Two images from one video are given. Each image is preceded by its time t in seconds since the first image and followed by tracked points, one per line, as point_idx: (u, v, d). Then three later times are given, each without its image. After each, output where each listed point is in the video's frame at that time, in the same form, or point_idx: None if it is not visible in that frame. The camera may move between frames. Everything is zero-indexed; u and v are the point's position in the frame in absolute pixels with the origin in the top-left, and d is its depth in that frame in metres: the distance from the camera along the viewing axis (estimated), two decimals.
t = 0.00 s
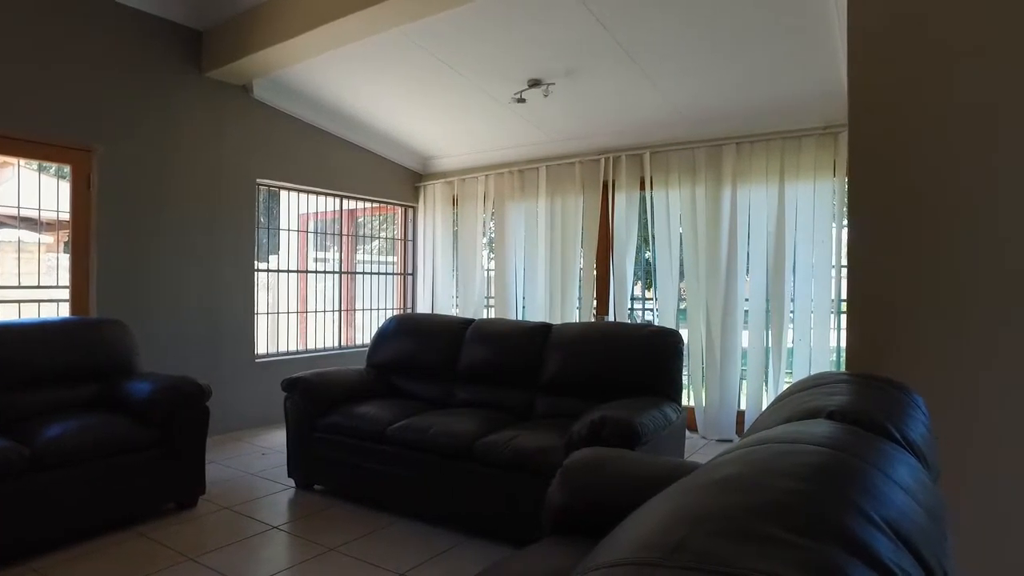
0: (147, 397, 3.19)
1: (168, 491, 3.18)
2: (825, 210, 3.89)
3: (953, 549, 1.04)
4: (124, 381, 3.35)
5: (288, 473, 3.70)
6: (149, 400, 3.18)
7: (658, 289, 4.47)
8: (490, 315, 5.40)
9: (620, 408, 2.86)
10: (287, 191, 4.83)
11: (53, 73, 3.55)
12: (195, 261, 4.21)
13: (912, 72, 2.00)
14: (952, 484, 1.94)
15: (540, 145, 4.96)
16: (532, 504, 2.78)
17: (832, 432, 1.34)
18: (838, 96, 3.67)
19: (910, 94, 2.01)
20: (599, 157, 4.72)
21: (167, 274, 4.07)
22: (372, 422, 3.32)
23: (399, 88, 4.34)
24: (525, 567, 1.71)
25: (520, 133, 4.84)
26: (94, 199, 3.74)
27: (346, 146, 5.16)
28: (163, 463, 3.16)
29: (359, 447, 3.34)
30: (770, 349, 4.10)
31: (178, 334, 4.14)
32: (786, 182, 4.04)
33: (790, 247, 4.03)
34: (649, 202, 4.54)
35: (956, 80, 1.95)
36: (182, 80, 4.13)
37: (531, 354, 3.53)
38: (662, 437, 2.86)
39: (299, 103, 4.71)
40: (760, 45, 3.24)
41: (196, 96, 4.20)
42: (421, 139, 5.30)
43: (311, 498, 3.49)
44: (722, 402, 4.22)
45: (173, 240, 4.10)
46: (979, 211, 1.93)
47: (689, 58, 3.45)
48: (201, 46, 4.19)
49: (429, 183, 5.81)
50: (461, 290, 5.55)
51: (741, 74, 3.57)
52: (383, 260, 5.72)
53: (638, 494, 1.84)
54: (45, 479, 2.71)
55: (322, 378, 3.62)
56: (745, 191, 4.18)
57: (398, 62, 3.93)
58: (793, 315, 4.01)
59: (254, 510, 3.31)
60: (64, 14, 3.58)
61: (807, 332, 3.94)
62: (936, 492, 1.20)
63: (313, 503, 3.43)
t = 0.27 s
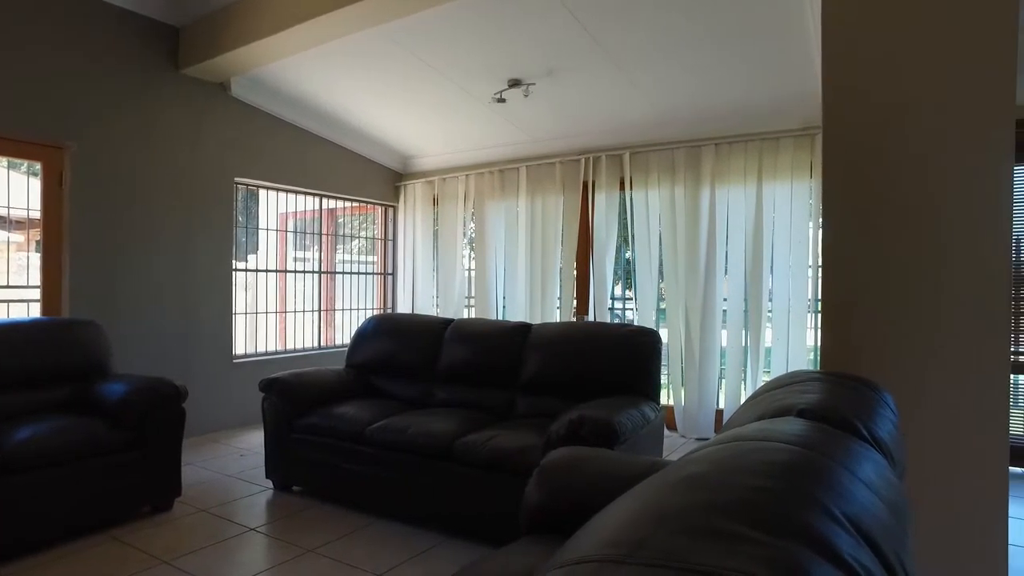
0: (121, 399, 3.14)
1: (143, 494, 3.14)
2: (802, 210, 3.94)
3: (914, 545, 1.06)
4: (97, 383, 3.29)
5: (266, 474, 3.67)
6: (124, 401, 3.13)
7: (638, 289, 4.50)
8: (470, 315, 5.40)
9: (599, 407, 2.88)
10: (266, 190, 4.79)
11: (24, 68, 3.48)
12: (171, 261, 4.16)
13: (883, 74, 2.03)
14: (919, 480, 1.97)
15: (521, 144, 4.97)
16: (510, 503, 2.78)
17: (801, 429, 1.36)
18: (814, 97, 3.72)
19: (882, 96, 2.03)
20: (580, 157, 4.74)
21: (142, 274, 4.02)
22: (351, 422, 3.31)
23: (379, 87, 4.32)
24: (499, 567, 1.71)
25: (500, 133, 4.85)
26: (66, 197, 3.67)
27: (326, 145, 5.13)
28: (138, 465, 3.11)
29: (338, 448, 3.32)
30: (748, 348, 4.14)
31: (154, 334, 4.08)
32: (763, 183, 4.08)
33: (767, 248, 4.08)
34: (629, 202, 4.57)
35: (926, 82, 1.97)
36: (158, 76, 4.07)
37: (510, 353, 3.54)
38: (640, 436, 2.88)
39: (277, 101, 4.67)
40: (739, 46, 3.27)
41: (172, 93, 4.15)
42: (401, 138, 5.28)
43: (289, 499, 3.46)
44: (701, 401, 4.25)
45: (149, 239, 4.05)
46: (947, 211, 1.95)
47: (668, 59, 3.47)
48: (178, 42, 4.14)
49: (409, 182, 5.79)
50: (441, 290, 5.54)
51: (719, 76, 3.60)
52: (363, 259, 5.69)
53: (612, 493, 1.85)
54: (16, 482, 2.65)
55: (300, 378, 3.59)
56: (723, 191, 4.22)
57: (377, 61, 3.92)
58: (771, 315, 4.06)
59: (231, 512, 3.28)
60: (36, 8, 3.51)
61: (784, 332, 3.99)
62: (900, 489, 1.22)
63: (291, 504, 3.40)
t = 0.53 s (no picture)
0: (92, 400, 3.09)
1: (114, 497, 3.09)
2: (779, 211, 3.99)
3: (873, 542, 1.08)
4: (67, 385, 3.24)
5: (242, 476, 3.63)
6: (93, 402, 3.07)
7: (618, 289, 4.52)
8: (450, 315, 5.39)
9: (576, 406, 2.89)
10: (243, 189, 4.75)
11: None
12: (145, 260, 4.11)
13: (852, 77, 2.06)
14: (886, 476, 2.00)
15: (500, 144, 4.97)
16: (488, 503, 2.78)
17: (769, 427, 1.37)
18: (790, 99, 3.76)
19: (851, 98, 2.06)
20: (559, 157, 4.75)
21: (116, 274, 3.96)
22: (328, 423, 3.28)
23: (358, 85, 4.29)
24: (471, 566, 1.71)
25: (480, 133, 4.84)
26: (35, 195, 3.59)
27: (304, 143, 5.09)
28: (110, 468, 3.06)
29: (315, 449, 3.30)
30: (725, 348, 4.17)
31: (128, 335, 4.02)
32: (741, 184, 4.12)
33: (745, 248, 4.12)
34: (608, 202, 4.59)
35: (894, 84, 1.97)
36: (131, 73, 4.01)
37: (489, 353, 3.54)
38: (617, 435, 2.89)
39: (253, 99, 4.61)
40: (715, 47, 3.30)
41: (146, 90, 4.09)
42: (380, 137, 5.25)
43: (265, 500, 3.43)
44: (679, 400, 4.29)
45: (123, 238, 3.99)
46: (915, 212, 1.96)
47: (646, 60, 3.50)
48: (152, 38, 4.08)
49: (389, 181, 5.76)
50: (421, 289, 5.52)
51: (696, 77, 3.63)
52: (342, 259, 5.66)
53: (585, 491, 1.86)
54: None
55: (277, 379, 3.56)
56: (701, 192, 4.26)
57: (355, 59, 3.89)
58: (748, 314, 4.10)
59: (206, 514, 3.24)
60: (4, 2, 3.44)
61: (761, 331, 4.03)
62: (863, 486, 1.24)
63: (267, 505, 3.37)
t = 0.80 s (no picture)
0: (62, 402, 3.03)
1: (82, 500, 3.02)
2: (756, 212, 4.03)
3: (837, 540, 1.10)
4: (36, 387, 3.17)
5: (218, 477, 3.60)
6: (62, 405, 3.00)
7: (597, 289, 4.55)
8: (429, 314, 5.38)
9: (555, 406, 2.89)
10: (220, 188, 4.70)
11: None
12: (119, 259, 4.05)
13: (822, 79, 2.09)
14: (856, 473, 2.03)
15: (479, 144, 4.97)
16: (465, 502, 2.78)
17: (738, 425, 1.39)
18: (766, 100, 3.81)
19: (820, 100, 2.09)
20: (539, 157, 4.76)
21: (89, 273, 3.90)
22: (305, 423, 3.26)
23: (337, 84, 4.26)
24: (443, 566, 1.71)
25: (459, 132, 4.84)
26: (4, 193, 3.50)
27: (283, 142, 5.05)
28: (81, 471, 3.01)
29: (292, 450, 3.27)
30: (703, 348, 4.21)
31: (102, 335, 3.96)
32: (719, 185, 4.16)
33: (722, 248, 4.16)
34: (587, 202, 4.61)
35: (864, 86, 2.00)
36: (104, 69, 3.95)
37: (468, 353, 3.54)
38: (595, 434, 2.90)
39: (230, 97, 4.57)
40: (692, 49, 3.33)
41: (120, 86, 4.03)
42: (359, 136, 5.23)
43: (241, 502, 3.40)
44: (658, 399, 4.32)
45: (96, 237, 3.93)
46: (884, 213, 1.99)
47: (623, 60, 3.52)
48: (126, 34, 4.02)
49: (369, 181, 5.74)
50: (400, 289, 5.50)
51: (674, 78, 3.66)
52: (321, 259, 5.62)
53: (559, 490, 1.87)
54: None
55: (254, 379, 3.53)
56: (680, 193, 4.29)
57: (334, 57, 3.87)
58: (727, 315, 4.14)
59: (180, 516, 3.21)
60: None
61: (739, 331, 4.07)
62: (828, 483, 1.25)
63: (244, 507, 3.34)
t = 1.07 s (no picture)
0: (33, 403, 2.96)
1: (53, 502, 2.97)
2: (735, 213, 4.08)
3: (802, 536, 1.12)
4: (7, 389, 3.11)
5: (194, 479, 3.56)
6: (33, 406, 2.94)
7: (578, 288, 4.57)
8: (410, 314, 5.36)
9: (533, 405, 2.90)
10: (198, 186, 4.65)
11: None
12: (94, 259, 3.98)
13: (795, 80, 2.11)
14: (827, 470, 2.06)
15: (460, 143, 4.97)
16: (444, 502, 2.78)
17: (709, 423, 1.40)
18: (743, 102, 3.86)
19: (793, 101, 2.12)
20: (520, 157, 4.77)
21: (63, 273, 3.83)
22: (283, 424, 3.24)
23: (317, 82, 4.24)
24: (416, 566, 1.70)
25: (439, 132, 4.84)
26: None
27: (261, 141, 5.01)
28: (53, 474, 2.97)
29: (270, 451, 3.25)
30: (682, 348, 4.24)
31: (77, 336, 3.90)
32: (698, 186, 4.20)
33: (701, 248, 4.20)
34: (568, 202, 4.63)
35: (836, 88, 2.03)
36: (78, 64, 3.88)
37: (447, 352, 3.53)
38: (573, 433, 2.91)
39: (208, 94, 4.52)
40: (671, 50, 3.36)
41: (95, 82, 3.97)
42: (339, 135, 5.20)
43: (218, 504, 3.36)
44: (638, 398, 4.35)
45: (70, 237, 3.86)
46: (855, 213, 2.02)
47: (602, 61, 3.54)
48: (100, 29, 3.96)
49: (349, 180, 5.71)
50: (381, 288, 5.48)
51: (652, 79, 3.69)
52: (301, 258, 5.59)
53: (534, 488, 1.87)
54: None
55: (231, 379, 3.50)
56: (659, 194, 4.32)
57: (313, 55, 3.85)
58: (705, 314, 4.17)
59: (156, 519, 3.16)
60: None
61: (717, 330, 4.11)
62: (795, 480, 1.27)
63: (220, 509, 3.31)
